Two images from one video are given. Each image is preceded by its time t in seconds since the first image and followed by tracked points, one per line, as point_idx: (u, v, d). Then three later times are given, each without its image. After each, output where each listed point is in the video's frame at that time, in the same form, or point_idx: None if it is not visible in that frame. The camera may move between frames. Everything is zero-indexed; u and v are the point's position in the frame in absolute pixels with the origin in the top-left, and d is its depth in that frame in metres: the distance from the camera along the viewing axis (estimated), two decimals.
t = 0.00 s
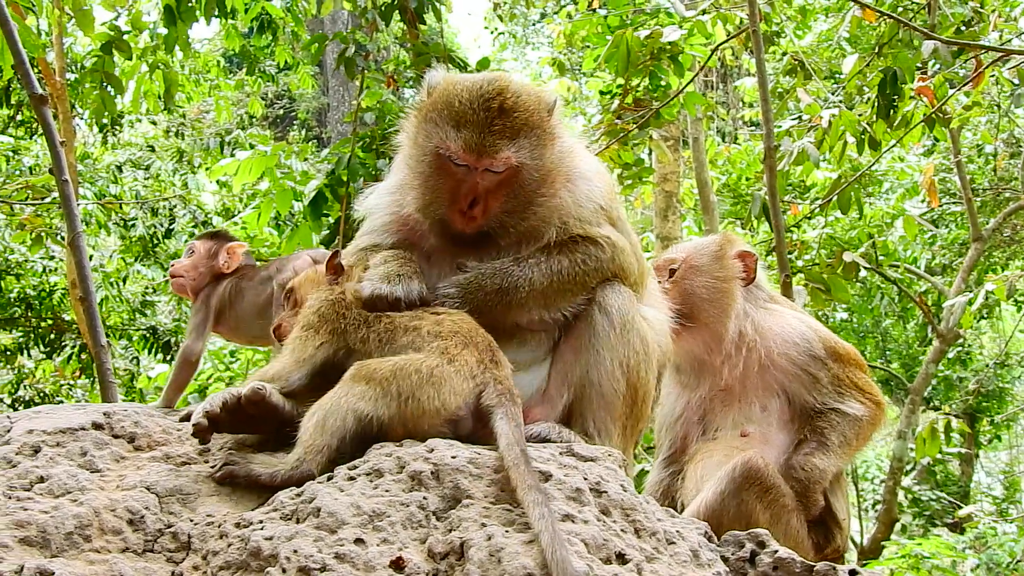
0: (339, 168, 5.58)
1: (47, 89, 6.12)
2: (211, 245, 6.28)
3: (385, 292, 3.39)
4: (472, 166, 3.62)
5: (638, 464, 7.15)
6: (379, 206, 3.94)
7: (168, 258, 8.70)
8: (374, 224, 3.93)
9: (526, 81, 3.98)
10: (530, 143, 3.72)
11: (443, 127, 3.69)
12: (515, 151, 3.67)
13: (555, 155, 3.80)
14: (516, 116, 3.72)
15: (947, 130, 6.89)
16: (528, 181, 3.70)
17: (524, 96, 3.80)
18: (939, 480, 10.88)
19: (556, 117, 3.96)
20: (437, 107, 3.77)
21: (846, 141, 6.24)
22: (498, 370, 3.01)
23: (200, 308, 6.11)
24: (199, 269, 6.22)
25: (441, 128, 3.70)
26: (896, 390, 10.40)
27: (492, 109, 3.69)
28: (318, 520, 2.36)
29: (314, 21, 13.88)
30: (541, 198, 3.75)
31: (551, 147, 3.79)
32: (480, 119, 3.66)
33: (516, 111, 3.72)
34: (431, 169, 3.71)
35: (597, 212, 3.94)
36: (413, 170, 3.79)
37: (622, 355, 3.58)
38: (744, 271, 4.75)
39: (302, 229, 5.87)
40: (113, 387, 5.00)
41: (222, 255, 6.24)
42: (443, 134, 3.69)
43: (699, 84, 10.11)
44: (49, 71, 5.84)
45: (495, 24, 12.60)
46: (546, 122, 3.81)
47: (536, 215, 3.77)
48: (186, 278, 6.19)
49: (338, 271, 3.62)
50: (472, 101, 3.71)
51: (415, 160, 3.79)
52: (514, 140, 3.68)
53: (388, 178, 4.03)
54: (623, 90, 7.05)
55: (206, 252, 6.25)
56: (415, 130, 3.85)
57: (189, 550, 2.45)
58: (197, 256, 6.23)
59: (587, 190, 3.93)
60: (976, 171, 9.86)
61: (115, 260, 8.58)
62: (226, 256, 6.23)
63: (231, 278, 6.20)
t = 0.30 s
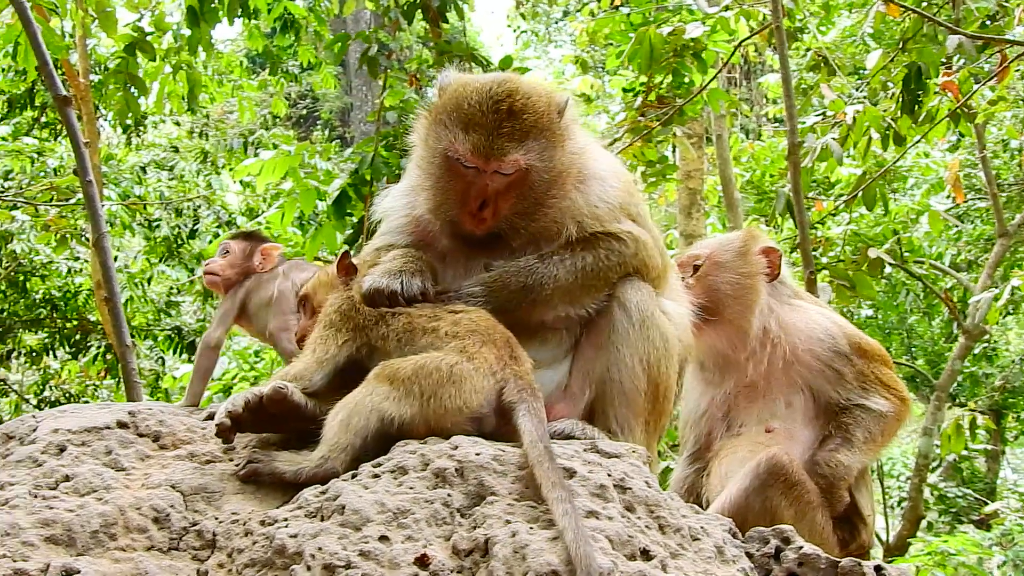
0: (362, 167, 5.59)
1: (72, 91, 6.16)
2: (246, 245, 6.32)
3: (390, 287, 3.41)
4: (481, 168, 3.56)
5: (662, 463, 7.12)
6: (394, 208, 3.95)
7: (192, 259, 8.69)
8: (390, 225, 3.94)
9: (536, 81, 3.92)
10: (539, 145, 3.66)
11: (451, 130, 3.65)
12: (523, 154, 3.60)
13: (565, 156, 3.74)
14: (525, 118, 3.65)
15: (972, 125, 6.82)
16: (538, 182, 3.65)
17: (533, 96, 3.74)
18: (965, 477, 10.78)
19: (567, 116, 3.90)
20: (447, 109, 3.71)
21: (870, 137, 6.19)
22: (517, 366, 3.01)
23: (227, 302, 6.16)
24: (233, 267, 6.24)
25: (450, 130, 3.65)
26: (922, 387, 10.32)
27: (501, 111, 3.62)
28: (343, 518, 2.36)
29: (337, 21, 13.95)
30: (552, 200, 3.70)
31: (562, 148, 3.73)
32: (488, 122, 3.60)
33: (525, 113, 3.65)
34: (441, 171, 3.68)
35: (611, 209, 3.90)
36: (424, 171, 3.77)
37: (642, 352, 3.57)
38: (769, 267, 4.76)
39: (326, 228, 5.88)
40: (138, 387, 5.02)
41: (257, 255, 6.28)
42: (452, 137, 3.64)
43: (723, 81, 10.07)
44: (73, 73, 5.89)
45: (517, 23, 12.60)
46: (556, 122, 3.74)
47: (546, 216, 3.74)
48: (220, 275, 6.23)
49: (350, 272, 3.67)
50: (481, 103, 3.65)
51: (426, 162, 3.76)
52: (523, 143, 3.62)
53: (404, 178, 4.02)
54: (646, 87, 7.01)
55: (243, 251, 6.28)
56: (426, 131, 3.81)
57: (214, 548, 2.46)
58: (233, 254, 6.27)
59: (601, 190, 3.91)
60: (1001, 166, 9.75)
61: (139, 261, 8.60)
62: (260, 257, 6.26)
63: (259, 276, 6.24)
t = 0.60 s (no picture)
0: (383, 165, 5.60)
1: (92, 90, 6.21)
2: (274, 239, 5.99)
3: (407, 287, 3.43)
4: (500, 167, 3.59)
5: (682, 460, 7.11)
6: (415, 208, 3.98)
7: (213, 256, 8.72)
8: (410, 226, 3.96)
9: (555, 80, 3.91)
10: (559, 144, 3.67)
11: (471, 129, 3.66)
12: (543, 152, 3.62)
13: (585, 154, 3.75)
14: (545, 117, 3.66)
15: (995, 122, 6.76)
16: (558, 181, 3.67)
17: (553, 95, 3.74)
18: (986, 473, 10.71)
19: (586, 116, 3.89)
20: (467, 108, 3.73)
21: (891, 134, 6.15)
22: (535, 364, 3.01)
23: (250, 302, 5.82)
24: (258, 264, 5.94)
25: (469, 129, 3.66)
26: (942, 383, 10.27)
27: (521, 109, 3.63)
28: (363, 517, 2.38)
29: (358, 18, 14.00)
30: (572, 198, 3.72)
31: (581, 147, 3.73)
32: (508, 121, 3.61)
33: (545, 111, 3.66)
34: (461, 169, 3.70)
35: (631, 208, 3.90)
36: (444, 171, 3.79)
37: (662, 351, 3.57)
38: (788, 264, 4.72)
39: (347, 225, 5.90)
40: (159, 385, 5.06)
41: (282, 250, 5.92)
42: (471, 135, 3.66)
43: (744, 77, 10.03)
44: (93, 71, 5.93)
45: (537, 20, 12.61)
46: (576, 121, 3.75)
47: (567, 215, 3.75)
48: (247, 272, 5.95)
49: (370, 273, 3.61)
50: (500, 102, 3.66)
51: (446, 161, 3.78)
52: (543, 141, 3.63)
53: (424, 178, 4.04)
54: (667, 84, 7.00)
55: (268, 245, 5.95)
56: (446, 130, 3.83)
57: (234, 547, 2.48)
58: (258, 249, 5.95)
59: (621, 189, 3.91)
60: None
61: (160, 259, 8.64)
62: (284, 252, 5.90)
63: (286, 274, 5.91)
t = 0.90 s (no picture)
0: (388, 165, 5.60)
1: (97, 89, 6.23)
2: (311, 222, 5.54)
3: (412, 288, 3.43)
4: (509, 168, 3.58)
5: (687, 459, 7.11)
6: (423, 208, 3.99)
7: (219, 256, 8.79)
8: (418, 227, 3.97)
9: (564, 80, 3.92)
10: (568, 145, 3.67)
11: (480, 129, 3.65)
12: (552, 153, 3.62)
13: (594, 155, 3.75)
14: (554, 118, 3.65)
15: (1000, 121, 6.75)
16: (567, 182, 3.67)
17: (562, 96, 3.74)
18: (991, 471, 10.70)
19: (596, 117, 3.90)
20: (476, 108, 3.72)
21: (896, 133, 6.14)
22: (539, 364, 3.02)
23: (265, 288, 5.21)
24: (285, 241, 5.45)
25: (478, 130, 3.66)
26: (948, 382, 10.26)
27: (530, 110, 3.63)
28: (367, 518, 2.39)
29: (364, 18, 14.02)
30: (580, 199, 3.72)
31: (590, 148, 3.73)
32: (517, 121, 3.61)
33: (554, 112, 3.66)
34: (470, 170, 3.70)
35: (638, 210, 3.91)
36: (453, 172, 3.79)
37: (667, 351, 3.58)
38: (792, 265, 4.75)
39: (353, 225, 5.91)
40: (164, 385, 5.07)
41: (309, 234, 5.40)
42: (481, 136, 3.64)
43: (750, 76, 10.03)
44: (98, 71, 5.94)
45: (543, 19, 12.61)
46: (584, 122, 3.75)
47: (575, 216, 3.76)
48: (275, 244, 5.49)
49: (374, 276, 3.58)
50: (510, 102, 3.65)
51: (454, 161, 3.78)
52: (552, 142, 3.63)
53: (432, 179, 4.05)
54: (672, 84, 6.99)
55: (302, 225, 5.49)
56: (455, 131, 3.82)
57: (238, 548, 2.49)
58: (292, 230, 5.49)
59: (629, 191, 3.92)
60: None
61: (166, 258, 8.67)
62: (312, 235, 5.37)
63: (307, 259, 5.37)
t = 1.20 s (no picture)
0: (386, 164, 5.58)
1: (94, 88, 6.21)
2: (313, 218, 5.49)
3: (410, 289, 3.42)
4: (509, 169, 3.58)
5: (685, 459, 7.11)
6: (420, 208, 3.98)
7: (216, 255, 8.77)
8: (416, 226, 3.97)
9: (562, 81, 3.91)
10: (567, 146, 3.67)
11: (479, 131, 3.65)
12: (551, 154, 3.62)
13: (593, 156, 3.75)
14: (553, 119, 3.65)
15: (997, 122, 6.76)
16: (566, 182, 3.67)
17: (560, 97, 3.73)
18: (988, 471, 10.72)
19: (593, 118, 3.89)
20: (474, 110, 3.71)
21: (894, 134, 6.14)
22: (537, 364, 3.02)
23: (267, 283, 5.20)
24: (285, 235, 5.40)
25: (477, 132, 3.66)
26: (945, 382, 10.28)
27: (529, 111, 3.62)
28: (366, 517, 2.38)
29: (362, 17, 14.01)
30: (579, 200, 3.72)
31: (589, 148, 3.73)
32: (516, 123, 3.60)
33: (553, 113, 3.65)
34: (469, 172, 3.70)
35: (636, 210, 3.91)
36: (451, 173, 3.79)
37: (665, 351, 3.58)
38: (791, 265, 4.75)
39: (351, 224, 5.90)
40: (162, 384, 5.06)
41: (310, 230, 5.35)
42: (480, 137, 3.64)
43: (748, 77, 10.04)
44: (95, 69, 5.93)
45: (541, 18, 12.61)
46: (583, 122, 3.75)
47: (575, 217, 3.76)
48: (274, 236, 5.44)
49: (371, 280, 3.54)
50: (508, 104, 3.65)
51: (453, 162, 3.78)
52: (551, 143, 3.62)
53: (429, 179, 4.04)
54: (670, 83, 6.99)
55: (303, 220, 5.45)
56: (453, 133, 3.81)
57: (236, 548, 2.49)
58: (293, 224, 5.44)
59: (626, 191, 3.91)
60: None
61: (163, 257, 8.66)
62: (312, 232, 5.31)
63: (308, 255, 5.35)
